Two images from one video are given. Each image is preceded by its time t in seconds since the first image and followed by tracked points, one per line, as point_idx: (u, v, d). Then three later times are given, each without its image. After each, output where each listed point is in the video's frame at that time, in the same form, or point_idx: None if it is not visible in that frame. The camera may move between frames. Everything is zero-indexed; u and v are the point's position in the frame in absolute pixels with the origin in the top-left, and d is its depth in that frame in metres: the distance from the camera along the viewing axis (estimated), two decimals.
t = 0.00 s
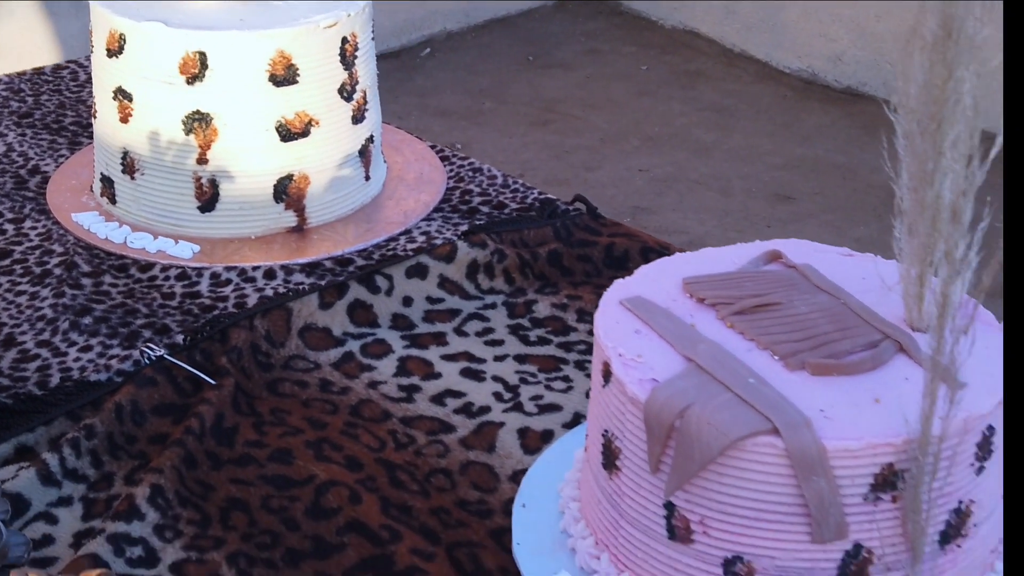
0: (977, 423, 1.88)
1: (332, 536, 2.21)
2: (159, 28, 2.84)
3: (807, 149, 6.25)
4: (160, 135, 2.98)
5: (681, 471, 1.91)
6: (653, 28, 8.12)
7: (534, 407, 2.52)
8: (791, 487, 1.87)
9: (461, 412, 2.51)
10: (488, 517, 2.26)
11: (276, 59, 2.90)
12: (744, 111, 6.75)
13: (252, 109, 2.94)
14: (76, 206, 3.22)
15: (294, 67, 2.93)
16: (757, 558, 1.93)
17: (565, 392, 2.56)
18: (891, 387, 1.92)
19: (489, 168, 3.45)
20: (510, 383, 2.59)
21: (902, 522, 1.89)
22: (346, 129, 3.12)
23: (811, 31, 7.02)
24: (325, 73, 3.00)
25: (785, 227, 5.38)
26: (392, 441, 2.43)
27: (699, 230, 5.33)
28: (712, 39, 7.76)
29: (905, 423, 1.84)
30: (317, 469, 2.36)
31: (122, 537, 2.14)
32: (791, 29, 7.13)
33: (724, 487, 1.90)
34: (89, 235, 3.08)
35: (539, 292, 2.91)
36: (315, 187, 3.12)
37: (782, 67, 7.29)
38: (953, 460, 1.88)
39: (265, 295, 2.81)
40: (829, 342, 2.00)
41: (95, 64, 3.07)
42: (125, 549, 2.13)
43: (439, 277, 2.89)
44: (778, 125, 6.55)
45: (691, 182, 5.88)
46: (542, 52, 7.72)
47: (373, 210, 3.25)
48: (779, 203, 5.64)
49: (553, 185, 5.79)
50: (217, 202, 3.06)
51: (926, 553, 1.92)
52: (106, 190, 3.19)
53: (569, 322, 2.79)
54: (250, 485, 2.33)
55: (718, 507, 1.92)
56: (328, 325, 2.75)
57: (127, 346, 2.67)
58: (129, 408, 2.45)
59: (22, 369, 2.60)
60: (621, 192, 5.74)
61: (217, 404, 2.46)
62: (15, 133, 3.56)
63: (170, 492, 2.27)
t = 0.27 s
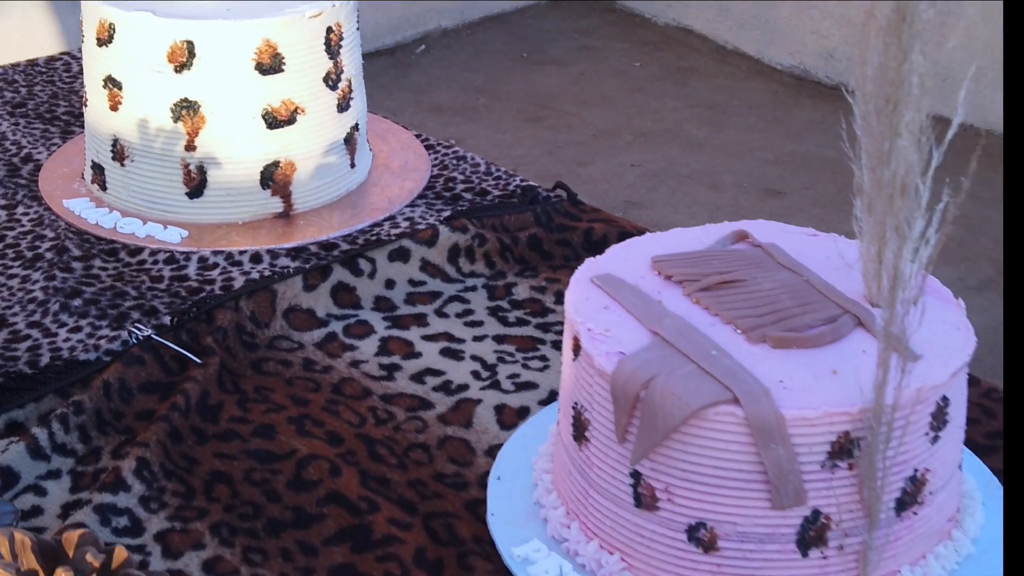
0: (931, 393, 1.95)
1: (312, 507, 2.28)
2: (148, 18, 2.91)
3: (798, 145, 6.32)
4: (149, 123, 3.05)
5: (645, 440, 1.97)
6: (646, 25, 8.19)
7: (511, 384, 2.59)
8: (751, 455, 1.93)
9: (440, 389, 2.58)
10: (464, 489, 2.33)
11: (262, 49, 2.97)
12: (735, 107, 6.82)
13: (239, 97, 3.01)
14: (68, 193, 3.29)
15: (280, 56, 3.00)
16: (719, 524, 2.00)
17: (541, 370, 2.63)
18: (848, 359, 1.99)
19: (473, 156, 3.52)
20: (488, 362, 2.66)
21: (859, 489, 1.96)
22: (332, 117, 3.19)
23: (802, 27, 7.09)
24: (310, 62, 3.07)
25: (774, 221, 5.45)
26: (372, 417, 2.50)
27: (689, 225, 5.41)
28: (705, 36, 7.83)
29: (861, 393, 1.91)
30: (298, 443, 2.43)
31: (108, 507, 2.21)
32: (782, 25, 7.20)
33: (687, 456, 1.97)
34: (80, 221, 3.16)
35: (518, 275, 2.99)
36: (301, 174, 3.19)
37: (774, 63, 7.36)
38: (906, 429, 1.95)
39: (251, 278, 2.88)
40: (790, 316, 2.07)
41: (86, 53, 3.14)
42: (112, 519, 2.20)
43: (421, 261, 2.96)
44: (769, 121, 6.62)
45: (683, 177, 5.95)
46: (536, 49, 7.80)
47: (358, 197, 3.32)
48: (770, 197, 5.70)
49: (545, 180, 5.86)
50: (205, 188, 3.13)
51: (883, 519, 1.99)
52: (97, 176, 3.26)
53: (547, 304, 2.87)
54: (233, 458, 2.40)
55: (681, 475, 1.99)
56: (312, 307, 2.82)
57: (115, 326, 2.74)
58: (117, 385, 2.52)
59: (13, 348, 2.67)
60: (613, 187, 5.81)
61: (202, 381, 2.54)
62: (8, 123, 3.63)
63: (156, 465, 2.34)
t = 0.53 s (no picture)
0: (885, 367, 2.02)
1: (292, 481, 2.35)
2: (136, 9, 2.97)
3: (788, 141, 6.39)
4: (138, 112, 3.12)
5: (610, 412, 2.04)
6: (640, 22, 8.26)
7: (487, 364, 2.66)
8: (711, 427, 2.00)
9: (418, 369, 2.65)
10: (439, 464, 2.40)
11: (248, 39, 3.03)
12: (727, 104, 6.89)
13: (225, 87, 3.07)
14: (59, 181, 3.37)
15: (265, 46, 3.06)
16: (682, 494, 2.06)
17: (518, 351, 2.70)
18: (807, 335, 2.06)
19: (456, 146, 3.60)
20: (466, 343, 2.73)
21: (816, 460, 2.02)
22: (317, 107, 3.26)
23: (793, 24, 7.16)
24: (296, 52, 3.14)
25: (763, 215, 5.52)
26: (352, 395, 2.57)
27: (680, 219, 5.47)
28: (698, 33, 7.90)
29: (817, 367, 1.98)
30: (280, 421, 2.50)
31: (93, 481, 2.28)
32: (773, 22, 7.27)
33: (650, 428, 2.03)
34: (70, 208, 3.23)
35: (498, 260, 3.06)
36: (286, 162, 3.26)
37: (766, 60, 7.43)
38: (862, 402, 2.02)
39: (236, 262, 2.95)
40: (752, 294, 2.13)
41: (76, 44, 3.20)
42: (97, 492, 2.27)
43: (403, 246, 3.03)
44: (760, 117, 6.69)
45: (675, 173, 6.02)
46: (530, 46, 7.87)
47: (343, 185, 3.40)
48: (760, 191, 5.77)
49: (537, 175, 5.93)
50: (192, 175, 3.20)
51: (840, 488, 2.06)
52: (87, 164, 3.33)
53: (525, 288, 2.94)
54: (216, 435, 2.47)
55: (645, 447, 2.05)
56: (295, 290, 2.89)
57: (103, 309, 2.81)
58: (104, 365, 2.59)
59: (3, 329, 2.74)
60: (604, 182, 5.88)
61: (187, 361, 2.61)
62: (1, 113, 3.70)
63: (140, 440, 2.41)
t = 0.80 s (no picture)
0: (841, 343, 2.08)
1: (270, 456, 2.42)
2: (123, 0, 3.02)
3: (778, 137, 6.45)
4: (125, 100, 3.18)
5: (575, 387, 2.10)
6: (633, 20, 8.33)
7: (464, 345, 2.73)
8: (673, 400, 2.06)
9: (396, 349, 2.72)
10: (414, 440, 2.47)
11: (233, 30, 3.09)
12: (717, 100, 6.96)
13: (210, 76, 3.13)
14: (48, 169, 3.44)
15: (250, 36, 3.12)
16: (646, 466, 2.13)
17: (494, 332, 2.77)
18: (766, 312, 2.13)
19: (439, 136, 3.67)
20: (443, 325, 2.80)
21: (774, 432, 2.09)
22: (301, 96, 3.33)
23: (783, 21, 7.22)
24: (280, 42, 3.20)
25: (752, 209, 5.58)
26: (330, 374, 2.64)
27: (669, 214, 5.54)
28: (691, 31, 7.97)
29: (774, 341, 2.04)
30: (259, 398, 2.57)
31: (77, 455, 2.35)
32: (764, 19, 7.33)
33: (615, 402, 2.10)
34: (59, 195, 3.30)
35: (477, 246, 3.13)
36: (271, 150, 3.33)
37: (757, 57, 7.49)
38: (819, 376, 2.08)
39: (220, 247, 3.02)
40: (715, 273, 2.20)
41: (65, 34, 3.26)
42: (80, 467, 2.34)
43: (383, 232, 3.10)
44: (750, 113, 6.76)
45: (666, 169, 6.08)
46: (523, 44, 7.93)
47: (327, 173, 3.47)
48: (749, 186, 5.83)
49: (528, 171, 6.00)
50: (178, 163, 3.26)
51: (798, 461, 2.13)
52: (76, 153, 3.40)
53: (502, 272, 3.01)
54: (197, 412, 2.54)
55: (609, 420, 2.12)
56: (278, 274, 2.96)
57: (90, 293, 2.87)
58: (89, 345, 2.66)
59: None
60: (595, 178, 5.95)
61: (170, 342, 2.68)
62: None
63: (123, 417, 2.48)
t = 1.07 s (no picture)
0: (802, 319, 2.15)
1: (251, 433, 2.49)
2: None
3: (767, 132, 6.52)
4: (113, 90, 3.24)
5: (545, 361, 2.16)
6: (627, 17, 8.39)
7: (442, 326, 2.80)
8: (638, 373, 2.12)
9: (376, 331, 2.79)
10: (392, 418, 2.54)
11: (219, 20, 3.15)
12: (708, 97, 7.03)
13: (197, 66, 3.20)
14: (38, 157, 3.50)
15: (235, 27, 3.18)
16: (613, 439, 2.19)
17: (472, 314, 2.84)
18: (730, 289, 2.19)
19: (423, 126, 3.74)
20: (422, 307, 2.87)
21: (737, 406, 2.15)
22: (286, 86, 3.40)
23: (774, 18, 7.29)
24: (265, 32, 3.26)
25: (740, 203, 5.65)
26: (311, 354, 2.71)
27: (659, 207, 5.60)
28: (684, 28, 8.03)
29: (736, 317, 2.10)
30: (242, 377, 2.63)
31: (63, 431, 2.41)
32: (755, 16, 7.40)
33: (583, 376, 2.15)
34: (49, 183, 3.36)
35: (458, 232, 3.21)
36: (257, 139, 3.40)
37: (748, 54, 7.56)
38: (780, 351, 2.15)
39: (206, 232, 3.08)
40: (681, 252, 2.26)
41: (55, 25, 3.33)
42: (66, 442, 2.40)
43: (366, 218, 3.17)
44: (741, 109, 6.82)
45: (659, 164, 6.14)
46: (517, 41, 7.99)
47: (312, 162, 3.54)
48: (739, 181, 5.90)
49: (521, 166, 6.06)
50: (166, 151, 3.33)
51: (760, 434, 2.19)
52: (66, 142, 3.47)
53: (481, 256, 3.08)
54: (180, 390, 2.60)
55: (578, 394, 2.17)
56: (262, 259, 3.03)
57: (78, 276, 2.93)
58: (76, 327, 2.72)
59: None
60: (586, 173, 6.01)
61: (155, 323, 2.74)
62: None
63: (108, 395, 2.54)
